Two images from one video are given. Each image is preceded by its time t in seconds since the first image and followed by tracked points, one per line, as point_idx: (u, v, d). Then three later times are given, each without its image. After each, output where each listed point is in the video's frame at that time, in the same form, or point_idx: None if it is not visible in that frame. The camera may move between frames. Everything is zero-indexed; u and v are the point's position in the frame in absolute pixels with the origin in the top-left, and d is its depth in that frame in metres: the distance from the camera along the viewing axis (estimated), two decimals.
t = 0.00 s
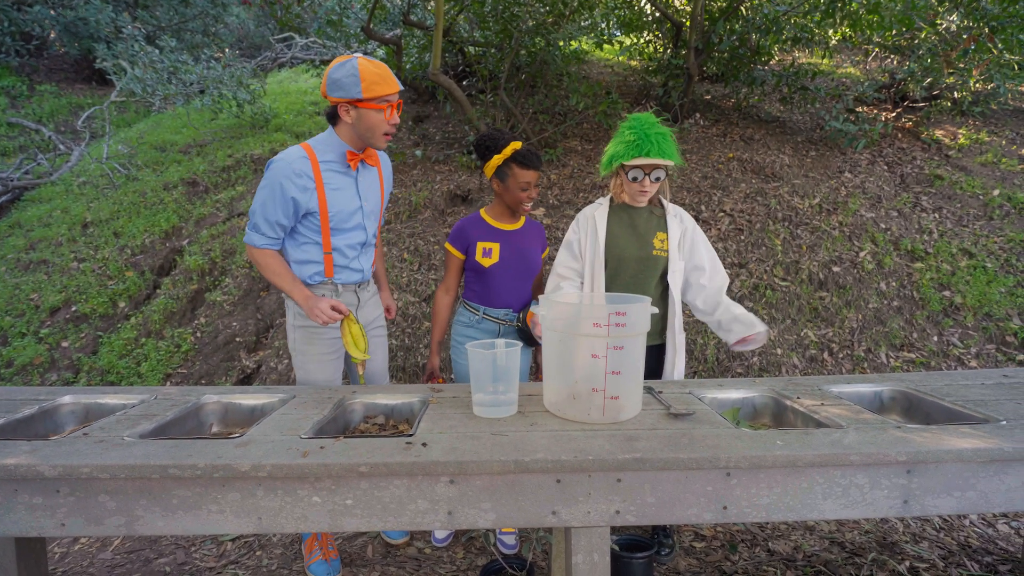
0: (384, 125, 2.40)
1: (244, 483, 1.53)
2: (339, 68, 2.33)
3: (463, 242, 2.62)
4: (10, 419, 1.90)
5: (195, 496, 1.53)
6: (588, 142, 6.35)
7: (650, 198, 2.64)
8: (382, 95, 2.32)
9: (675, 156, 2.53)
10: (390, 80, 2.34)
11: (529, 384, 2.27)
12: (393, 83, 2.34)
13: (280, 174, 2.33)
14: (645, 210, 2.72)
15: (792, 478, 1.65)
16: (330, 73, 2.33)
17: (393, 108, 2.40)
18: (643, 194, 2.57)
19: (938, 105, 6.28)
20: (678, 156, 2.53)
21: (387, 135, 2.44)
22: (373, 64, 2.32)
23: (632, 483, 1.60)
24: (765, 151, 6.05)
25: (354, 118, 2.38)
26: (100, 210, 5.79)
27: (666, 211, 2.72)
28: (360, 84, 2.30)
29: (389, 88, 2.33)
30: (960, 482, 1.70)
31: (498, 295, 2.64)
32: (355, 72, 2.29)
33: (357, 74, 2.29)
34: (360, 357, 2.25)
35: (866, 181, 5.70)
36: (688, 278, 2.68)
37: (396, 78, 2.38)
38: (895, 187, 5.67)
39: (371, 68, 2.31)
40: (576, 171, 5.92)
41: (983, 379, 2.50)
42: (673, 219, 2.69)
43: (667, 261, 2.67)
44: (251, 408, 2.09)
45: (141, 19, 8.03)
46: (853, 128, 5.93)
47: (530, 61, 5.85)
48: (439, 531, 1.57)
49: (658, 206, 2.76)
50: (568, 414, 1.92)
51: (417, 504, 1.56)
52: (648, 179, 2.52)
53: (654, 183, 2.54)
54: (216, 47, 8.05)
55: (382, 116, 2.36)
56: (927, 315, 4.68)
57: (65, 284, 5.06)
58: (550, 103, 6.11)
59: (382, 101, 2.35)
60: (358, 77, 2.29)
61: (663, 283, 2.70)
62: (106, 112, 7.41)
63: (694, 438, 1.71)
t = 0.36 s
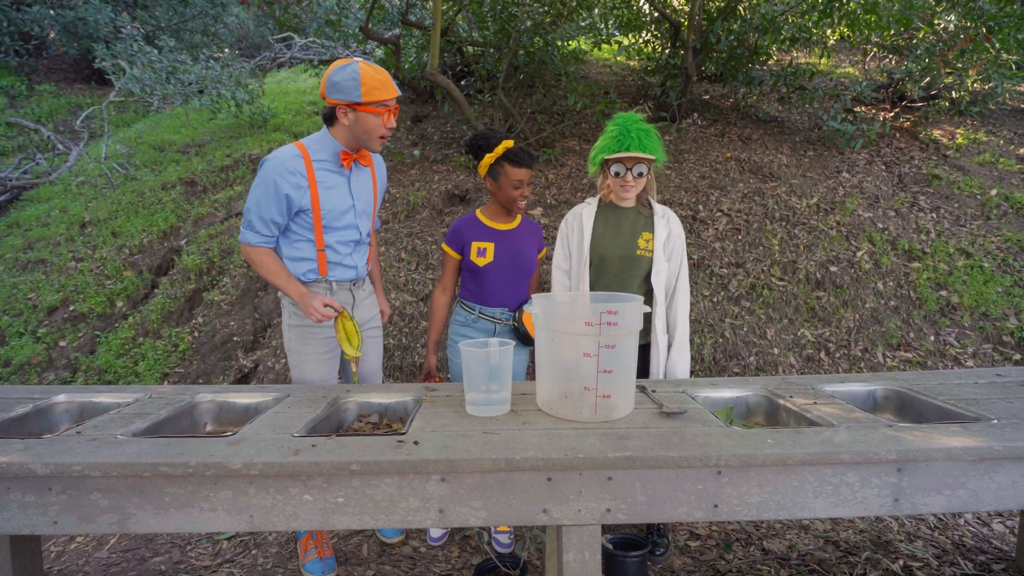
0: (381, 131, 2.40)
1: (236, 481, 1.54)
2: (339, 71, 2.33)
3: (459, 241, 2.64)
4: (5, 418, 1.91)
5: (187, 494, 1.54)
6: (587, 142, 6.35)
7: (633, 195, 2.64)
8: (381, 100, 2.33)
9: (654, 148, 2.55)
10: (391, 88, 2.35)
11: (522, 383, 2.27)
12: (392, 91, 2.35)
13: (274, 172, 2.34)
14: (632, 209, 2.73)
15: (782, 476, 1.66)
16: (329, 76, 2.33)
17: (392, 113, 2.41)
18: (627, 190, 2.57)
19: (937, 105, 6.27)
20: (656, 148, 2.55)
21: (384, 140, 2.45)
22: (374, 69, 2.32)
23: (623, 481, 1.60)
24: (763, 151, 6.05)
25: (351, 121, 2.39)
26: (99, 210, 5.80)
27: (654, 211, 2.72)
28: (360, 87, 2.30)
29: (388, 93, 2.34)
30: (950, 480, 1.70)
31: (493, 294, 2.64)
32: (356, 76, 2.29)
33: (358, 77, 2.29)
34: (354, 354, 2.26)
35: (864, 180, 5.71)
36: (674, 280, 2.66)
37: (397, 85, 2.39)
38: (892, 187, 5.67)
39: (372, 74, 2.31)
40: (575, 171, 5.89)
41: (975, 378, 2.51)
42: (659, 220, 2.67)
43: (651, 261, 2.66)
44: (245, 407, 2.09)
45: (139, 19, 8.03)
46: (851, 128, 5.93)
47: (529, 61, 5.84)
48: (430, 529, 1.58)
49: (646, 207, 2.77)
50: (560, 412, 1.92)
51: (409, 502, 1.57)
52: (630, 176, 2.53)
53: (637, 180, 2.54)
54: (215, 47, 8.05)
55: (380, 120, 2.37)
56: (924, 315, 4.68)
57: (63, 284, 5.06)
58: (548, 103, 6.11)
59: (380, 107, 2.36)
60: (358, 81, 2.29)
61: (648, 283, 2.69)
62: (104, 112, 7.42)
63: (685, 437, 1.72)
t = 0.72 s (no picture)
0: (371, 126, 2.41)
1: (227, 479, 1.54)
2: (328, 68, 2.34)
3: (452, 239, 2.68)
4: None
5: (178, 492, 1.54)
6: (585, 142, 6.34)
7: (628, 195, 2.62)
8: (369, 94, 2.33)
9: (644, 147, 2.51)
10: (379, 82, 2.36)
11: (516, 382, 2.28)
12: (381, 85, 2.35)
13: (267, 170, 2.34)
14: (634, 210, 2.71)
15: (774, 475, 1.66)
16: (318, 72, 2.34)
17: (381, 108, 2.41)
18: (617, 190, 2.57)
19: (935, 104, 6.27)
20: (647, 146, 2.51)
21: (374, 135, 2.45)
22: (361, 64, 2.33)
23: (615, 480, 1.60)
24: (761, 151, 6.05)
25: (341, 118, 2.39)
26: (97, 209, 5.80)
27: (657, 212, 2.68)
28: (349, 83, 2.30)
29: (376, 87, 2.34)
30: (943, 479, 1.70)
31: (483, 292, 2.65)
32: (343, 72, 2.30)
33: (346, 73, 2.29)
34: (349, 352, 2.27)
35: (862, 180, 5.70)
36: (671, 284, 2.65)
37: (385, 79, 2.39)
38: (890, 186, 5.66)
39: (360, 69, 2.31)
40: (573, 170, 5.86)
41: (970, 377, 2.51)
42: (660, 221, 2.65)
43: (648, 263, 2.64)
44: (239, 406, 2.09)
45: (138, 19, 8.02)
46: (849, 128, 5.93)
47: (527, 60, 5.83)
48: (422, 528, 1.58)
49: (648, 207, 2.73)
50: (552, 411, 1.92)
51: (400, 501, 1.57)
52: (614, 176, 2.54)
53: (623, 179, 2.53)
54: (214, 47, 8.04)
55: (370, 115, 2.37)
56: (921, 314, 4.68)
57: (61, 283, 5.06)
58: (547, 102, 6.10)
59: (370, 101, 2.36)
60: (345, 77, 2.30)
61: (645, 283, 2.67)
62: (102, 112, 7.41)
63: (677, 436, 1.72)
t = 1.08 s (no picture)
0: (364, 131, 2.40)
1: (218, 481, 1.53)
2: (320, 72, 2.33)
3: (430, 244, 2.69)
4: None
5: (168, 494, 1.53)
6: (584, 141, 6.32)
7: (639, 186, 2.55)
8: (363, 99, 2.32)
9: (651, 140, 2.42)
10: (372, 86, 2.34)
11: (511, 383, 2.26)
12: (374, 90, 2.34)
13: (260, 173, 2.34)
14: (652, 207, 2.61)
15: (769, 477, 1.64)
16: (311, 77, 2.33)
17: (375, 112, 2.40)
18: (624, 180, 2.54)
19: (935, 104, 6.25)
20: (654, 139, 2.41)
21: (368, 140, 2.45)
22: (355, 69, 2.31)
23: (608, 481, 1.59)
24: (760, 150, 6.03)
25: (334, 122, 2.38)
26: (94, 209, 5.79)
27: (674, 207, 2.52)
28: (341, 87, 2.29)
29: (370, 92, 2.33)
30: (939, 481, 1.69)
31: (465, 295, 2.65)
32: (337, 77, 2.28)
33: (338, 78, 2.28)
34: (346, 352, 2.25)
35: (861, 180, 5.69)
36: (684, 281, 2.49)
37: (378, 84, 2.38)
38: (890, 186, 5.65)
39: (353, 73, 2.30)
40: (570, 172, 5.78)
41: (969, 378, 2.49)
42: (666, 218, 2.52)
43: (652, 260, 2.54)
44: (233, 407, 2.08)
45: (137, 19, 8.00)
46: (849, 127, 5.90)
47: (526, 60, 5.81)
48: (414, 530, 1.57)
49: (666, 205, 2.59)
50: (547, 412, 1.91)
51: (392, 503, 1.56)
52: (620, 166, 2.53)
53: (626, 169, 2.50)
54: (212, 46, 8.02)
55: (363, 120, 2.36)
56: (921, 314, 4.67)
57: (58, 284, 5.06)
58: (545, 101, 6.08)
59: (363, 106, 2.35)
60: (339, 82, 2.28)
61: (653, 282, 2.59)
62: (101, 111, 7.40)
63: (671, 437, 1.70)
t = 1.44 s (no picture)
0: (360, 130, 2.41)
1: (216, 483, 1.54)
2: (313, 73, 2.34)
3: (410, 249, 2.67)
4: None
5: (167, 495, 1.54)
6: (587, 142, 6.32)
7: (650, 190, 2.48)
8: (356, 99, 2.33)
9: (661, 141, 2.34)
10: (365, 85, 2.35)
11: (511, 384, 2.27)
12: (367, 88, 2.35)
13: (259, 175, 2.35)
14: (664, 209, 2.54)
15: (769, 481, 1.64)
16: (304, 79, 2.34)
17: (369, 111, 2.41)
18: (635, 183, 2.48)
19: (941, 103, 6.21)
20: (664, 141, 2.33)
21: (364, 139, 2.45)
22: (347, 68, 2.32)
23: (606, 485, 1.59)
24: (763, 151, 6.01)
25: (330, 122, 2.39)
26: (99, 210, 5.82)
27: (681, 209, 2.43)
28: (334, 87, 2.30)
29: (363, 91, 2.34)
30: (940, 486, 1.68)
31: (452, 299, 2.65)
32: (330, 78, 2.29)
33: (331, 77, 2.29)
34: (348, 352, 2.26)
35: (866, 180, 5.67)
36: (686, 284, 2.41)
37: (371, 82, 2.39)
38: (895, 187, 5.63)
39: (346, 73, 2.30)
40: (573, 172, 5.78)
41: (972, 380, 2.48)
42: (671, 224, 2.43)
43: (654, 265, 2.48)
44: (234, 407, 2.09)
45: (142, 20, 8.03)
46: (853, 128, 5.87)
47: (528, 60, 5.81)
48: (412, 531, 1.57)
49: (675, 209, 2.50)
50: (546, 414, 1.92)
51: (390, 505, 1.56)
52: (630, 167, 2.47)
53: (637, 171, 2.44)
54: (217, 47, 8.05)
55: (357, 119, 2.37)
56: (925, 315, 4.65)
57: (63, 284, 5.09)
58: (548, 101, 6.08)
59: (357, 105, 2.36)
60: (331, 82, 2.29)
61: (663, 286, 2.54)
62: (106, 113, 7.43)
63: (670, 441, 1.70)
